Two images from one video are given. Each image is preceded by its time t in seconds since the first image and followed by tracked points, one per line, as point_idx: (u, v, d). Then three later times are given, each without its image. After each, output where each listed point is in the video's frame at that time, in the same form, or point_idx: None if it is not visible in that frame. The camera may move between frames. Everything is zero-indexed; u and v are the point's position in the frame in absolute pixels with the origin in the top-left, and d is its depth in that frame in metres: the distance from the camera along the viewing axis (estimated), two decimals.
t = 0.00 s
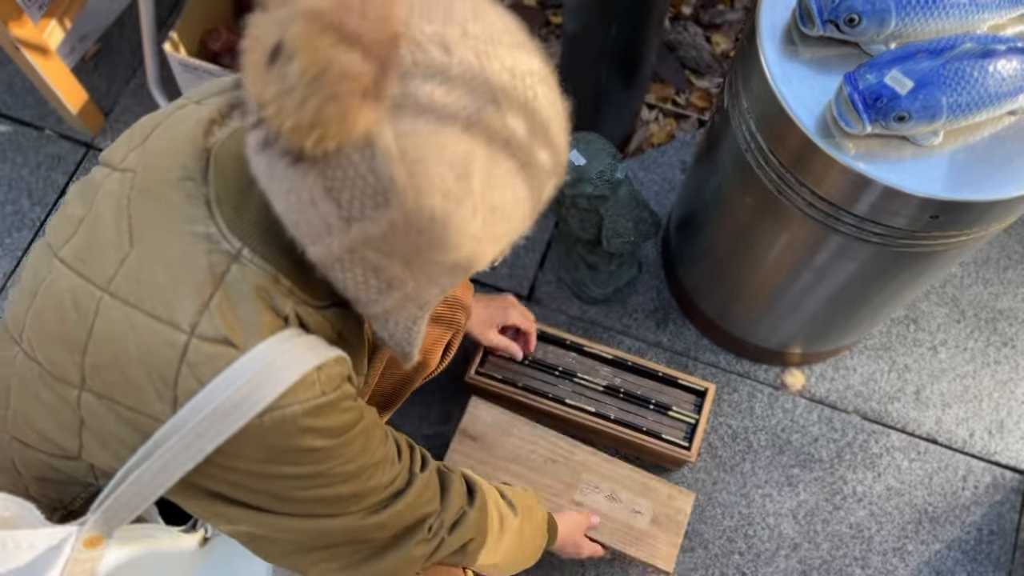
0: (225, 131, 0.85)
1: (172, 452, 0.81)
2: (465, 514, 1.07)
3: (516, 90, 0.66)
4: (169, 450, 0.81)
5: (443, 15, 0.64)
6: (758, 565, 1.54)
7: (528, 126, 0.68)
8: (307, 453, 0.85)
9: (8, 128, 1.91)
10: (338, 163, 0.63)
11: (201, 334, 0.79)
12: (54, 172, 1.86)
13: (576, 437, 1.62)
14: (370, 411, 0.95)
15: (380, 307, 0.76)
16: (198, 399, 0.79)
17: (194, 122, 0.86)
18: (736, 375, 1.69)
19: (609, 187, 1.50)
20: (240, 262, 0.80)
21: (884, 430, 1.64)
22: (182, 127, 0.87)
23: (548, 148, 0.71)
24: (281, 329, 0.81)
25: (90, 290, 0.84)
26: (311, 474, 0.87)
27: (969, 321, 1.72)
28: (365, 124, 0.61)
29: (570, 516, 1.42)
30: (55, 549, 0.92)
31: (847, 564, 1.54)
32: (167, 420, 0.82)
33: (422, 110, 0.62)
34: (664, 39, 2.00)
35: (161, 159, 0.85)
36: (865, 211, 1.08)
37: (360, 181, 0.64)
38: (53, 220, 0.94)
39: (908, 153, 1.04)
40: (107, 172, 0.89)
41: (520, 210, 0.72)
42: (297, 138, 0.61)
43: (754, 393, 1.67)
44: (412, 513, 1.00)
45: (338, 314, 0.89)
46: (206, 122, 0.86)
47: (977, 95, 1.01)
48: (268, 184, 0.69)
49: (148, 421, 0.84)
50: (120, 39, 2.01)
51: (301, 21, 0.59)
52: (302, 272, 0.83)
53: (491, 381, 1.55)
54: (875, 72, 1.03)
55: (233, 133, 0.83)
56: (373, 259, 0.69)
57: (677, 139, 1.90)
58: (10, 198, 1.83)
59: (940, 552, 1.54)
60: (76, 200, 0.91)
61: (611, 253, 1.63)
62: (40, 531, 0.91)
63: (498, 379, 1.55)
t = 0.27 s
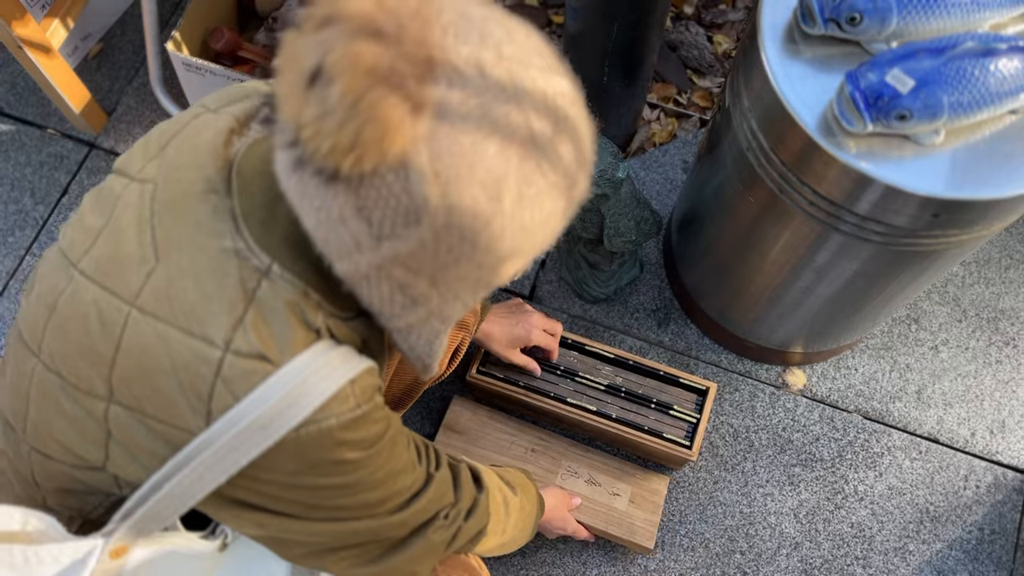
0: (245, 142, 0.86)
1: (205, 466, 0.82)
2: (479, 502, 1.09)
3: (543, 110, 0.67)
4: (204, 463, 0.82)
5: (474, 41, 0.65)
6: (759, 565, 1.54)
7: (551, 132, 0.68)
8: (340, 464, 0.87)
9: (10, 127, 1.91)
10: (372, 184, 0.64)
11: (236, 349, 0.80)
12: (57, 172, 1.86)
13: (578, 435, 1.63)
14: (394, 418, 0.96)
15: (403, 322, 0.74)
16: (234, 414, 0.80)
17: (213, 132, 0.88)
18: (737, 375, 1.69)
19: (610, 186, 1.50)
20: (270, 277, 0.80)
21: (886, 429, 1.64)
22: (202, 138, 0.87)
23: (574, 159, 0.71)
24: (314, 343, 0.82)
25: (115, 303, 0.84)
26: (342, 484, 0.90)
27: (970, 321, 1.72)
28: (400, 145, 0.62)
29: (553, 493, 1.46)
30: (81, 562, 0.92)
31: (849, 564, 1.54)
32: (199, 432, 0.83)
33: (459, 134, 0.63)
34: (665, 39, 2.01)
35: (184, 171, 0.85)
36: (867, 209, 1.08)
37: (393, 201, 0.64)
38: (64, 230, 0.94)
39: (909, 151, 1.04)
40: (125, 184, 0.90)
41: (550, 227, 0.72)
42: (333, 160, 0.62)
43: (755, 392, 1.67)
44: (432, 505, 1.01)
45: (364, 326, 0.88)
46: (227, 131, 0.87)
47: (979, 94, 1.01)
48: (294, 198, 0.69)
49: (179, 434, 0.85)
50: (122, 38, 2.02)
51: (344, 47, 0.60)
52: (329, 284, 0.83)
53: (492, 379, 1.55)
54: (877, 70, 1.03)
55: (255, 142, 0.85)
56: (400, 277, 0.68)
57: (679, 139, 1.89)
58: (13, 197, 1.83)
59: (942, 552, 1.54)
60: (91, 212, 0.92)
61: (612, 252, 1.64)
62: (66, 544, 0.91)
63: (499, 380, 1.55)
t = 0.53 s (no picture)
0: (265, 148, 0.85)
1: (226, 473, 0.84)
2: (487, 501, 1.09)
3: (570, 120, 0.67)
4: (225, 471, 0.84)
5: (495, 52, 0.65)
6: (761, 564, 1.54)
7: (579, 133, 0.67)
8: (362, 474, 0.88)
9: (12, 126, 1.92)
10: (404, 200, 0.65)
11: (262, 359, 0.80)
12: (59, 171, 1.86)
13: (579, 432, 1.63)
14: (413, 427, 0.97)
15: (422, 332, 0.76)
16: (256, 423, 0.81)
17: (233, 138, 0.86)
18: (738, 375, 1.69)
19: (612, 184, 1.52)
20: (294, 288, 0.80)
21: (887, 429, 1.64)
22: (221, 144, 0.85)
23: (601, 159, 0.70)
24: (338, 354, 0.82)
25: (136, 310, 0.84)
26: (360, 492, 0.90)
27: (972, 321, 1.72)
28: (433, 165, 0.61)
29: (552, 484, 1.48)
30: (93, 567, 0.93)
31: (850, 563, 1.54)
32: (220, 439, 0.84)
33: (490, 149, 0.62)
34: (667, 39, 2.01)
35: (203, 178, 0.84)
36: (867, 207, 1.08)
37: (426, 214, 0.64)
38: (76, 233, 0.94)
39: (910, 150, 1.04)
40: (143, 189, 0.89)
41: (573, 242, 0.72)
42: (363, 177, 0.62)
43: (756, 392, 1.68)
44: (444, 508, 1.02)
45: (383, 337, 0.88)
46: (245, 139, 0.86)
47: (980, 94, 1.01)
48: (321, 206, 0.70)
49: (199, 440, 0.85)
50: (124, 39, 2.02)
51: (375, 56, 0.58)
52: (350, 292, 0.83)
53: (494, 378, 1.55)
54: (878, 69, 1.03)
55: (274, 152, 0.84)
56: (423, 289, 0.70)
57: (680, 138, 1.89)
58: (15, 197, 1.83)
59: (943, 552, 1.54)
60: (106, 215, 0.91)
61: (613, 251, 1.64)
62: (80, 550, 0.91)
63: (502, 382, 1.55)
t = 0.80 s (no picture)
0: (271, 153, 0.85)
1: (236, 480, 0.84)
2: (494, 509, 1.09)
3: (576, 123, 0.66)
4: (235, 478, 0.83)
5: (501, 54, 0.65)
6: (762, 564, 1.54)
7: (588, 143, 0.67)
8: (370, 478, 0.88)
9: (15, 127, 1.92)
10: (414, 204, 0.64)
11: (270, 365, 0.80)
12: (60, 171, 1.87)
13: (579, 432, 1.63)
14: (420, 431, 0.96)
15: (429, 338, 0.76)
16: (266, 430, 0.81)
17: (239, 143, 0.87)
18: (739, 375, 1.69)
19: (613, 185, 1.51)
20: (303, 295, 0.80)
21: (888, 430, 1.64)
22: (228, 149, 0.86)
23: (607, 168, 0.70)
24: (346, 358, 0.82)
25: (143, 317, 0.84)
26: (367, 495, 0.91)
27: (973, 322, 1.72)
28: (442, 169, 0.61)
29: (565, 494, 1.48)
30: None
31: (851, 564, 1.54)
32: (228, 446, 0.84)
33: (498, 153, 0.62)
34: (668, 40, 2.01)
35: (211, 184, 0.84)
36: (867, 207, 1.08)
37: (432, 220, 0.65)
38: (82, 238, 0.94)
39: (911, 150, 1.04)
40: (148, 195, 0.89)
41: (580, 246, 0.71)
42: (372, 182, 0.63)
43: (757, 392, 1.68)
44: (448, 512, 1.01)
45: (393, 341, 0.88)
46: (252, 144, 0.86)
47: (979, 94, 1.01)
48: (328, 210, 0.70)
49: (206, 447, 0.86)
50: (126, 39, 2.03)
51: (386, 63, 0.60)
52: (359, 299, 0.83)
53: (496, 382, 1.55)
54: (878, 69, 1.03)
55: (279, 156, 0.84)
56: (432, 295, 0.70)
57: (681, 139, 1.90)
58: (17, 197, 1.84)
59: (944, 552, 1.54)
60: (113, 221, 0.90)
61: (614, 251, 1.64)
62: (88, 557, 0.90)
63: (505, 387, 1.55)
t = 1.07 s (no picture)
0: (267, 155, 0.85)
1: (222, 481, 0.84)
2: (495, 525, 1.07)
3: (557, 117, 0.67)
4: (221, 479, 0.84)
5: (485, 51, 0.66)
6: (762, 565, 1.54)
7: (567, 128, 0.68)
8: (356, 482, 0.88)
9: (17, 128, 1.92)
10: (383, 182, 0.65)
11: (258, 365, 0.80)
12: (62, 172, 1.87)
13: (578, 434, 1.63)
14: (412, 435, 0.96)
15: (429, 328, 0.75)
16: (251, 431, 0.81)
17: (235, 146, 0.86)
18: (739, 376, 1.69)
19: (613, 185, 1.51)
20: (293, 295, 0.80)
21: (888, 430, 1.64)
22: (224, 150, 0.86)
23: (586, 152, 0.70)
24: (335, 361, 0.83)
25: (137, 316, 0.84)
26: (356, 500, 0.90)
27: (973, 322, 1.72)
28: (396, 130, 0.64)
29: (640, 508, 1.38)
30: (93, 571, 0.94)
31: (851, 564, 1.54)
32: (215, 447, 0.84)
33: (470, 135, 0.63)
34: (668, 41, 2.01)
35: (204, 182, 0.84)
36: (867, 207, 1.08)
37: (397, 192, 0.65)
38: (81, 237, 0.94)
39: (910, 150, 1.04)
40: (148, 194, 0.89)
41: (566, 213, 0.70)
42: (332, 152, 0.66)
43: (757, 393, 1.68)
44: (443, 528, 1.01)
45: (384, 341, 0.90)
46: (249, 146, 0.86)
47: (979, 94, 1.01)
48: (313, 206, 0.71)
49: (190, 447, 0.86)
50: (128, 40, 2.03)
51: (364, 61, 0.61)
52: (350, 297, 0.84)
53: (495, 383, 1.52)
54: (878, 70, 1.03)
55: (272, 158, 0.84)
56: (416, 278, 0.69)
57: (681, 140, 1.90)
58: (19, 198, 1.84)
59: (944, 553, 1.54)
60: (112, 220, 0.91)
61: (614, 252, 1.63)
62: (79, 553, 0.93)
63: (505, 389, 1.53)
